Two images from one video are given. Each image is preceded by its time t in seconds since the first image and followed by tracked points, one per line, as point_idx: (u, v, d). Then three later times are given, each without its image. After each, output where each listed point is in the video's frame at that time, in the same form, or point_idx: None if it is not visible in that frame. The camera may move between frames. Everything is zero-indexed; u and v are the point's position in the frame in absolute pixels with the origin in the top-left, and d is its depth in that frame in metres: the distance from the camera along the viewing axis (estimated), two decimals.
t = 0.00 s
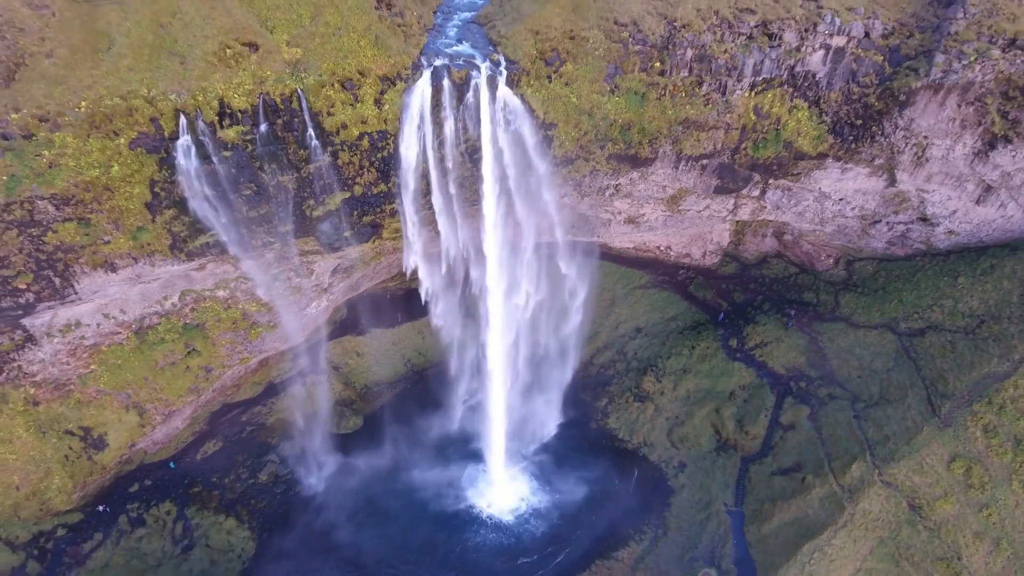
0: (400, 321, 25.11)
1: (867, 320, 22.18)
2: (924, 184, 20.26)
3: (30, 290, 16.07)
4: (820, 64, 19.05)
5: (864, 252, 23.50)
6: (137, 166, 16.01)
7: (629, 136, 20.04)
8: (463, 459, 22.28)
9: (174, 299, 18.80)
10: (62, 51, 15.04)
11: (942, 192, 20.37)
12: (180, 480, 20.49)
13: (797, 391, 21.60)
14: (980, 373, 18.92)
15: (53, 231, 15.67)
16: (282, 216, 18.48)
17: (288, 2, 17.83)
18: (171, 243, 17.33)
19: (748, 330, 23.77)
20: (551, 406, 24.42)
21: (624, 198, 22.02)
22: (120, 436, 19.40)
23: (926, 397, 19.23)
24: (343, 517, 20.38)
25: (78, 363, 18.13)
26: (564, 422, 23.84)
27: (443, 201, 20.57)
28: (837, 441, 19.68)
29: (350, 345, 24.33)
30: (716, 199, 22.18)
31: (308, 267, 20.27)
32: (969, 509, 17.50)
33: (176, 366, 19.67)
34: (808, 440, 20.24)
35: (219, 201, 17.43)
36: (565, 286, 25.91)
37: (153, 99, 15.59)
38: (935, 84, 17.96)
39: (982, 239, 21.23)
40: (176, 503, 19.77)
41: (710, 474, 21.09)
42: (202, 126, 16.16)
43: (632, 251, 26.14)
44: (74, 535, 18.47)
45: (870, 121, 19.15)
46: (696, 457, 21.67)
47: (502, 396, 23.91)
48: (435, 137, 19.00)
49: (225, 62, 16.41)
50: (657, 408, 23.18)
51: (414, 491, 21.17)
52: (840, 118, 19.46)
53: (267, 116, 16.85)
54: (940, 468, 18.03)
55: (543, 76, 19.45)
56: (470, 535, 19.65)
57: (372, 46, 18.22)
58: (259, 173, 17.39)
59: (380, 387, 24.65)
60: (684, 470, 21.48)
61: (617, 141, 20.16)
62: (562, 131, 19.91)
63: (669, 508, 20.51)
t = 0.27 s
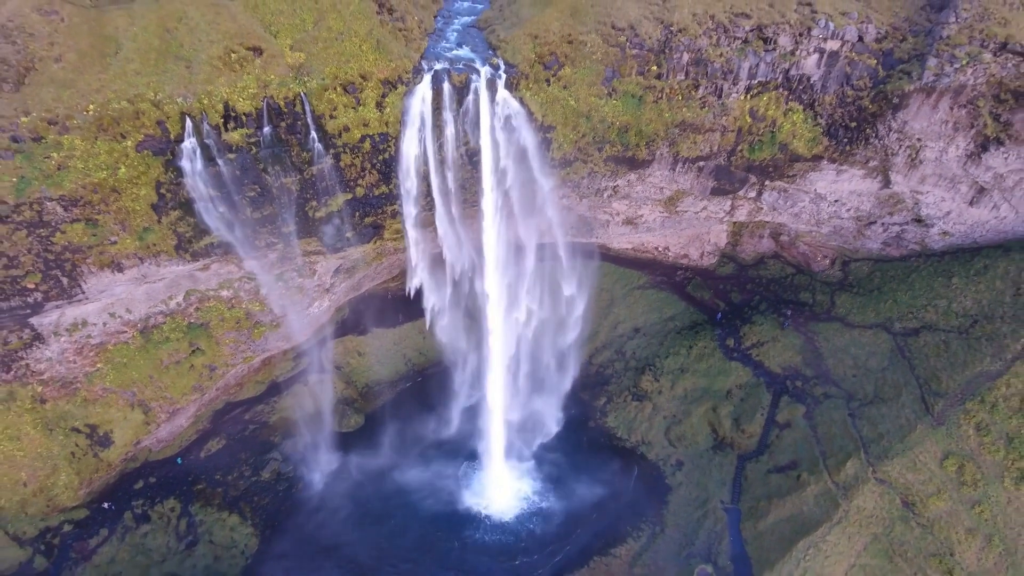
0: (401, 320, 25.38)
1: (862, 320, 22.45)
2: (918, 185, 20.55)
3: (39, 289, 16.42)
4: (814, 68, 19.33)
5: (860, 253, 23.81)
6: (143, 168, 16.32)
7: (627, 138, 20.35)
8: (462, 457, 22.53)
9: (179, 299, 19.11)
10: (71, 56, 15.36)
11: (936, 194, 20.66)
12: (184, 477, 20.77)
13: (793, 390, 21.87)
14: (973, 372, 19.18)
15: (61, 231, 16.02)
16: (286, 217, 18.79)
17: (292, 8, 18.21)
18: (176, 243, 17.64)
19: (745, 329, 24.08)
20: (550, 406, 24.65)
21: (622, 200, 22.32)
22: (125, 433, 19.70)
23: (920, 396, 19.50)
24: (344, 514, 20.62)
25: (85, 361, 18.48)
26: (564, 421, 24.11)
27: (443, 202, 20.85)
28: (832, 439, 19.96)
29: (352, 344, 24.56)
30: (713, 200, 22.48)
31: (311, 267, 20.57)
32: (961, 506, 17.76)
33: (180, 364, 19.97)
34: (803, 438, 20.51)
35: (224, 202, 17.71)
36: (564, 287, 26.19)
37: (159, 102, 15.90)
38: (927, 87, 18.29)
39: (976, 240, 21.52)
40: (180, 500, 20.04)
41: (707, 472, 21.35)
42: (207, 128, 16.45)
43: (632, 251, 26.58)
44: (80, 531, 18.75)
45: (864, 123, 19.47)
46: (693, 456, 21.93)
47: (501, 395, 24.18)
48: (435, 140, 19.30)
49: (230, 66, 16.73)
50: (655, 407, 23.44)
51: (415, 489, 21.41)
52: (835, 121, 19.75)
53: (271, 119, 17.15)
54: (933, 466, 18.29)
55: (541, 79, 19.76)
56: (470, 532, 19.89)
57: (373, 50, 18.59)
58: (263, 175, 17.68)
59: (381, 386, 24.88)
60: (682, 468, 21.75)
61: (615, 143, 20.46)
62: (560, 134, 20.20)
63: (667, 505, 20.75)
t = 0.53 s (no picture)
0: (402, 321, 25.64)
1: (858, 320, 22.68)
2: (913, 188, 20.80)
3: (46, 289, 16.73)
4: (810, 72, 19.58)
5: (856, 254, 23.96)
6: (149, 171, 16.62)
7: (625, 141, 20.64)
8: (462, 456, 22.79)
9: (183, 299, 19.40)
10: (78, 60, 15.66)
11: (931, 196, 20.92)
12: (187, 476, 21.03)
13: (790, 390, 22.09)
14: (967, 372, 19.39)
15: (69, 232, 16.34)
16: (288, 218, 19.07)
17: (295, 13, 18.48)
18: (181, 244, 17.92)
19: (742, 330, 24.30)
20: (550, 405, 24.90)
21: (620, 202, 22.58)
22: (130, 432, 19.98)
23: (914, 396, 19.72)
24: (346, 512, 20.85)
25: (90, 361, 18.78)
26: (563, 421, 24.35)
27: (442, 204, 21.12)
28: (828, 438, 20.19)
29: (353, 344, 24.83)
30: (710, 202, 22.73)
31: (313, 268, 20.84)
32: (955, 504, 17.97)
33: (184, 364, 20.24)
34: (799, 437, 20.73)
35: (228, 204, 18.00)
36: (564, 288, 26.42)
37: (165, 106, 16.21)
38: (921, 90, 18.57)
39: (971, 241, 21.74)
40: (184, 498, 20.28)
41: (705, 471, 21.56)
42: (212, 131, 16.78)
43: (630, 252, 26.49)
44: (85, 528, 18.99)
45: (859, 126, 19.73)
46: (691, 455, 22.15)
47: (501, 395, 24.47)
48: (436, 143, 19.58)
49: (234, 71, 17.04)
50: (653, 407, 23.66)
51: (416, 488, 21.63)
52: (830, 124, 20.01)
53: (274, 122, 17.46)
54: (927, 464, 18.51)
55: (540, 83, 20.02)
56: (470, 530, 20.14)
57: (375, 54, 18.86)
58: (266, 177, 17.98)
59: (383, 386, 25.14)
60: (680, 467, 21.96)
61: (613, 146, 20.76)
62: (559, 137, 20.47)
63: (665, 504, 20.97)
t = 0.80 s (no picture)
0: (403, 321, 25.92)
1: (853, 321, 22.95)
2: (907, 190, 21.10)
3: (54, 289, 17.09)
4: (804, 76, 19.90)
5: (852, 256, 24.25)
6: (155, 173, 16.96)
7: (622, 144, 20.96)
8: (462, 456, 23.05)
9: (188, 299, 19.72)
10: (87, 65, 16.04)
11: (925, 198, 21.22)
12: (191, 474, 21.33)
13: (785, 390, 22.36)
14: (960, 372, 19.65)
15: (76, 233, 16.68)
16: (291, 220, 19.38)
17: (298, 18, 18.83)
18: (186, 246, 18.24)
19: (739, 331, 24.57)
20: (549, 405, 25.17)
21: (618, 204, 22.88)
22: (134, 429, 20.29)
23: (908, 396, 19.99)
24: (348, 510, 21.12)
25: (96, 360, 19.11)
26: (561, 421, 24.59)
27: (443, 206, 21.43)
28: (823, 437, 20.46)
29: (354, 344, 25.16)
30: (707, 204, 23.04)
31: (315, 269, 21.14)
32: (947, 502, 18.22)
33: (188, 363, 20.55)
34: (794, 437, 21.01)
35: (232, 206, 18.32)
36: (561, 288, 26.70)
37: (171, 110, 16.54)
38: (913, 95, 18.88)
39: (965, 243, 22.01)
40: (187, 495, 20.58)
41: (702, 470, 21.82)
42: (217, 135, 17.11)
43: (629, 254, 26.88)
44: (90, 525, 19.28)
45: (853, 130, 20.04)
46: (688, 454, 22.41)
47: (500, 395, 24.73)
48: (436, 146, 19.89)
49: (239, 75, 17.39)
50: (651, 407, 23.93)
51: (417, 488, 21.85)
52: (825, 127, 20.32)
53: (277, 126, 17.78)
54: (920, 463, 18.77)
55: (538, 87, 20.33)
56: (469, 528, 20.42)
57: (376, 59, 19.19)
58: (270, 180, 18.29)
59: (384, 386, 25.37)
60: (677, 466, 22.22)
61: (610, 149, 21.08)
62: (558, 140, 20.79)
63: (662, 502, 21.22)
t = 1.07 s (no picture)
0: (404, 321, 26.23)
1: (848, 322, 23.24)
2: (901, 192, 21.40)
3: (61, 289, 17.43)
4: (799, 80, 20.22)
5: (847, 257, 24.51)
6: (161, 176, 17.28)
7: (620, 147, 21.27)
8: (462, 455, 23.32)
9: (192, 300, 20.04)
10: (95, 70, 16.42)
11: (918, 200, 21.53)
12: (195, 472, 21.64)
13: (781, 389, 22.66)
14: (953, 371, 19.93)
15: (84, 235, 17.01)
16: (294, 222, 19.71)
17: (301, 24, 19.27)
18: (191, 247, 18.56)
19: (735, 331, 24.88)
20: (549, 404, 25.46)
21: (616, 206, 23.20)
22: (139, 428, 20.60)
23: (901, 395, 20.28)
24: (350, 509, 21.39)
25: (102, 359, 19.45)
26: (559, 421, 24.88)
27: (443, 208, 21.73)
28: (818, 436, 20.75)
29: (355, 344, 25.50)
30: (704, 206, 23.35)
31: (318, 269, 21.45)
32: (940, 500, 18.49)
33: (192, 363, 20.87)
34: (790, 435, 21.30)
35: (236, 208, 18.64)
36: (559, 290, 27.01)
37: (177, 114, 16.86)
38: (906, 99, 19.21)
39: (958, 244, 22.29)
40: (191, 493, 20.88)
41: (698, 468, 22.10)
42: (221, 138, 17.41)
43: (627, 256, 26.77)
44: (96, 522, 19.57)
45: (847, 133, 20.34)
46: (685, 452, 22.69)
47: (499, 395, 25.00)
48: (437, 148, 20.18)
49: (243, 80, 17.74)
50: (649, 406, 24.21)
51: (417, 488, 22.10)
52: (819, 130, 20.64)
53: (281, 129, 18.09)
54: (914, 461, 19.05)
55: (537, 91, 20.64)
56: (469, 526, 20.70)
57: (378, 64, 19.54)
58: (273, 182, 18.63)
59: (385, 385, 25.69)
60: (674, 465, 22.49)
61: (608, 152, 21.39)
62: (556, 143, 21.10)
63: (659, 501, 21.48)
